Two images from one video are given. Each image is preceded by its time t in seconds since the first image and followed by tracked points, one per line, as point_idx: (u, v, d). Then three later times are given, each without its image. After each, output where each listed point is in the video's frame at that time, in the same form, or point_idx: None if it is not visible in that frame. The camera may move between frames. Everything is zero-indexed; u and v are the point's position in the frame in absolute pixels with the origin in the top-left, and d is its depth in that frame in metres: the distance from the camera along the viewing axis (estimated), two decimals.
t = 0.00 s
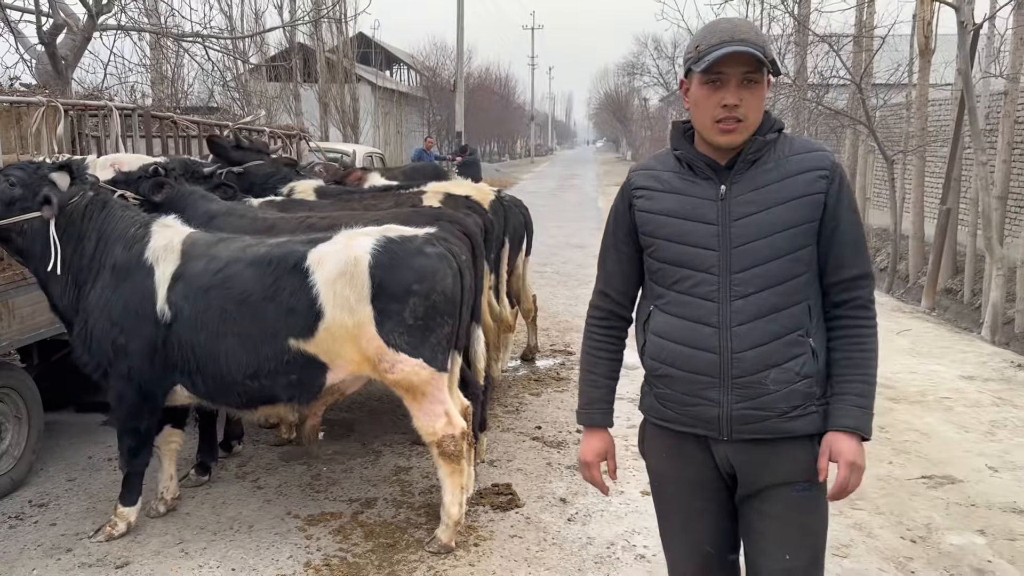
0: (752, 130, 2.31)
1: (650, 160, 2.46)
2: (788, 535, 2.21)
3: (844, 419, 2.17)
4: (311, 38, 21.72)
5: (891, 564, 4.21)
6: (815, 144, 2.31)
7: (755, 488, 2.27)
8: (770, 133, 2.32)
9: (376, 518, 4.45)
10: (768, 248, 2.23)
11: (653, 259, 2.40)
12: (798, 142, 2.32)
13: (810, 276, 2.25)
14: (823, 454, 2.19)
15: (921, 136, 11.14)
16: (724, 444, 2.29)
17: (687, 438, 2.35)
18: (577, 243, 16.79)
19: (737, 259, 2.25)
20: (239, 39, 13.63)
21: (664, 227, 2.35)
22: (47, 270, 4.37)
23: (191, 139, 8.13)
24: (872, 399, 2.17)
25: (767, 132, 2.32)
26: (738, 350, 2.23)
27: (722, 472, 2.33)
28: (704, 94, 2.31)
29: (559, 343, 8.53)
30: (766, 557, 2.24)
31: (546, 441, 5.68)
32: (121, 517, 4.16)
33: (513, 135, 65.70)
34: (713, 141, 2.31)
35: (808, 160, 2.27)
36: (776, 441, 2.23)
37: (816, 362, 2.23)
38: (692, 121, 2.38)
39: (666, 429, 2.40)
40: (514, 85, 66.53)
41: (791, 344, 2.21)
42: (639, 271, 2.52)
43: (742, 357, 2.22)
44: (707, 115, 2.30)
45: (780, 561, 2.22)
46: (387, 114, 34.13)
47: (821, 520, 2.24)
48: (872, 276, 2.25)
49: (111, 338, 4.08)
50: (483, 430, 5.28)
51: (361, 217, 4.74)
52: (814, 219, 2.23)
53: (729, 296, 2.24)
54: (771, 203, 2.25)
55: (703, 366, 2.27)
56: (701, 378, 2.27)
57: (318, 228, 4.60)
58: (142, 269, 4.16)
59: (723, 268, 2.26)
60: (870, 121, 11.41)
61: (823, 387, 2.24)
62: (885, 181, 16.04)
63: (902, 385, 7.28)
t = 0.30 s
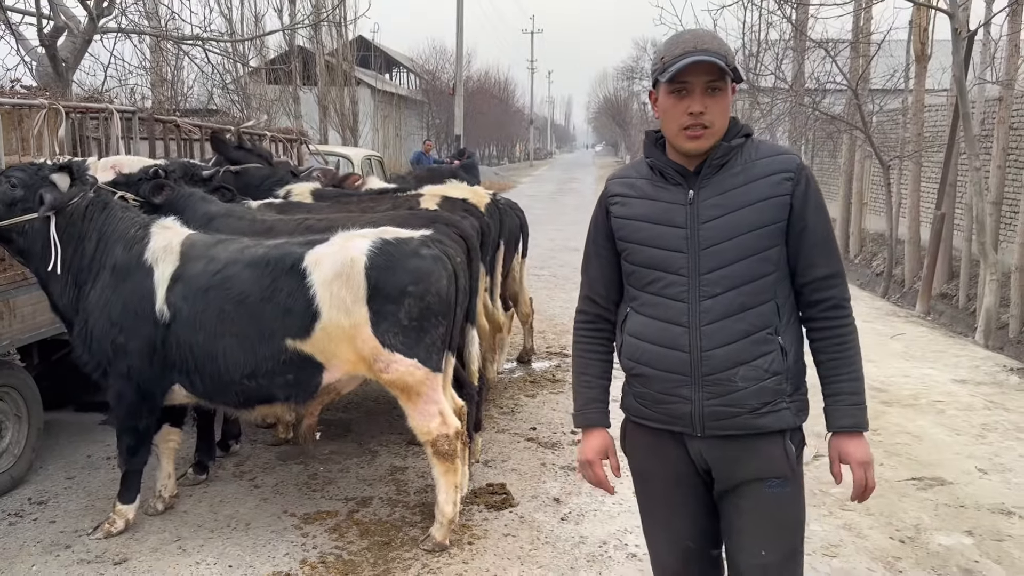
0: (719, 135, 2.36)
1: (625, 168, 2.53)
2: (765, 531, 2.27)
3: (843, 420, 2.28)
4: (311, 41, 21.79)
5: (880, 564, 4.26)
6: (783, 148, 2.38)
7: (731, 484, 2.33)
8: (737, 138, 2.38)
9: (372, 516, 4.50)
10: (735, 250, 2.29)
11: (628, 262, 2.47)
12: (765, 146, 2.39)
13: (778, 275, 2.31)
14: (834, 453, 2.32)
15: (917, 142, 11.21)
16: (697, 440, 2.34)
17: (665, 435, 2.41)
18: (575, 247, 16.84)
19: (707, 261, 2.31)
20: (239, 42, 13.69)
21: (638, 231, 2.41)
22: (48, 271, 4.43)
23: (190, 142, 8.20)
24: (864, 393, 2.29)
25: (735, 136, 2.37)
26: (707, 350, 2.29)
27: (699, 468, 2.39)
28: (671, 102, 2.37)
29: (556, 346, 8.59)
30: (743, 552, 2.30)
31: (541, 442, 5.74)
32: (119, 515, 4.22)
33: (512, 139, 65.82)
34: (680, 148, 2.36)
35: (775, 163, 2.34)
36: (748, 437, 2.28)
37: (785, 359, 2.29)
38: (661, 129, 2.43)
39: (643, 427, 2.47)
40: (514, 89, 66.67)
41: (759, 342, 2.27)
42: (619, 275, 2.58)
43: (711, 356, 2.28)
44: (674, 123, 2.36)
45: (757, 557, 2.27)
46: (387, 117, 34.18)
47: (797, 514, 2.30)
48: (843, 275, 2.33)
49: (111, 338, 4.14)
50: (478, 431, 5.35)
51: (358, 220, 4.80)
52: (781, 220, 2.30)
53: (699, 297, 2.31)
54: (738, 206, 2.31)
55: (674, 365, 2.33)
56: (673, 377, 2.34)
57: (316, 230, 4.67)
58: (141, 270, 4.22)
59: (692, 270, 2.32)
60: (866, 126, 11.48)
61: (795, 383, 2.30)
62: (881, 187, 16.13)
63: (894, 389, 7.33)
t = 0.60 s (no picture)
0: (704, 149, 2.41)
1: (611, 180, 2.57)
2: (752, 534, 2.28)
3: (808, 427, 2.28)
4: (315, 46, 21.87)
5: (879, 570, 4.28)
6: (765, 159, 2.41)
7: (715, 484, 2.36)
8: (720, 150, 2.42)
9: (374, 521, 4.53)
10: (720, 260, 2.32)
11: (615, 274, 2.50)
12: (747, 157, 2.42)
13: (763, 284, 2.34)
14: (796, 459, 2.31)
15: (919, 149, 11.24)
16: (687, 447, 2.38)
17: (655, 444, 2.45)
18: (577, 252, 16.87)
19: (693, 272, 2.34)
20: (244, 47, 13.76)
21: (625, 243, 2.45)
22: (55, 277, 4.47)
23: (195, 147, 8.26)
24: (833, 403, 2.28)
25: (717, 149, 2.42)
26: (692, 359, 2.32)
27: (687, 473, 2.42)
28: (658, 116, 2.41)
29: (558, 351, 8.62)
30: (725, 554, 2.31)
31: (542, 447, 5.76)
32: (124, 518, 4.25)
33: (514, 144, 65.90)
34: (666, 161, 2.41)
35: (757, 175, 2.37)
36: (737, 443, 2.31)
37: (771, 367, 2.32)
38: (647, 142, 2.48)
39: (634, 436, 2.51)
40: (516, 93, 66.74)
41: (744, 351, 2.30)
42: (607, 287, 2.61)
43: (697, 365, 2.32)
44: (660, 136, 2.40)
45: (737, 557, 2.28)
46: (390, 122, 34.24)
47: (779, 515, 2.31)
48: (824, 282, 2.34)
49: (117, 343, 4.18)
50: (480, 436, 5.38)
51: (362, 226, 4.85)
52: (764, 230, 2.33)
53: (685, 308, 2.34)
54: (721, 217, 2.34)
55: (661, 375, 2.36)
56: (660, 387, 2.37)
57: (321, 236, 4.72)
58: (147, 276, 4.26)
59: (678, 282, 2.35)
60: (868, 134, 11.51)
61: (780, 389, 2.33)
62: (883, 193, 16.15)
63: (895, 396, 7.35)
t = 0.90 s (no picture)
0: (705, 159, 2.37)
1: (613, 190, 2.56)
2: (728, 548, 2.28)
3: (812, 446, 2.25)
4: (324, 51, 21.97)
5: None
6: (770, 169, 2.36)
7: (705, 494, 2.37)
8: (722, 162, 2.38)
9: (385, 523, 4.55)
10: (719, 278, 2.30)
11: (614, 288, 2.51)
12: (750, 168, 2.38)
13: (764, 301, 2.32)
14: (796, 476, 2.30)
15: (929, 154, 11.21)
16: (683, 462, 2.39)
17: (655, 459, 2.46)
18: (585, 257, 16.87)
19: (691, 289, 2.33)
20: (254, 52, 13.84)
21: (624, 257, 2.45)
22: (69, 280, 4.52)
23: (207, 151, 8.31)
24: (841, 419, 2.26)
25: (719, 160, 2.38)
26: (691, 378, 2.32)
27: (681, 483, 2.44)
28: (657, 126, 2.37)
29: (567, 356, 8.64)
30: (698, 561, 2.32)
31: (551, 451, 5.78)
32: (136, 519, 4.29)
33: (522, 148, 65.94)
34: (667, 172, 2.37)
35: (759, 188, 2.33)
36: (736, 463, 2.30)
37: (771, 386, 2.31)
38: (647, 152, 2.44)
39: (633, 447, 2.52)
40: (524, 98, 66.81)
41: (744, 371, 2.29)
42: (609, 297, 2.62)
43: (695, 384, 2.32)
44: (660, 147, 2.36)
45: (707, 567, 2.29)
46: (398, 126, 34.33)
47: (761, 533, 2.31)
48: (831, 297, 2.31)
49: (131, 345, 4.21)
50: (489, 439, 5.41)
51: (373, 230, 4.88)
52: (766, 247, 2.29)
53: (683, 326, 2.34)
54: (722, 232, 2.32)
55: (659, 393, 2.37)
56: (659, 404, 2.38)
57: (333, 239, 4.76)
58: (161, 279, 4.30)
59: (676, 299, 2.35)
60: (878, 138, 11.48)
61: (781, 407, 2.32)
62: (893, 198, 16.10)
63: (905, 401, 7.33)
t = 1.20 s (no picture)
0: (737, 165, 2.25)
1: (632, 179, 2.47)
2: None
3: (825, 492, 2.18)
4: (339, 54, 22.08)
5: None
6: (803, 185, 2.23)
7: (700, 524, 2.32)
8: (754, 171, 2.25)
9: (401, 524, 4.57)
10: (726, 294, 2.21)
11: (619, 286, 2.44)
12: (783, 180, 2.25)
13: (773, 326, 2.23)
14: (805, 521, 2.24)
15: (947, 157, 11.13)
16: (671, 480, 2.34)
17: (642, 471, 2.41)
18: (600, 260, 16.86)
19: (696, 301, 2.24)
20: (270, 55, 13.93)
21: (631, 255, 2.37)
22: (90, 280, 4.56)
23: (224, 153, 8.38)
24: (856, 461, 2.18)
25: (752, 168, 2.26)
26: (686, 397, 2.25)
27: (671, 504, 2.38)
28: (692, 122, 2.24)
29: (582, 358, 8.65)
30: None
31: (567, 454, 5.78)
32: (156, 519, 4.33)
33: (536, 150, 65.93)
34: (695, 173, 2.26)
35: (787, 205, 2.20)
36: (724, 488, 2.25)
37: (770, 416, 2.23)
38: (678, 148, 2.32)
39: (623, 455, 2.47)
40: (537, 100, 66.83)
41: (743, 397, 2.22)
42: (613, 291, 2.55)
43: (690, 404, 2.24)
44: (692, 146, 2.24)
45: None
46: (412, 128, 34.43)
47: (758, 566, 2.28)
48: (851, 333, 2.19)
49: (151, 346, 4.25)
50: (506, 441, 5.42)
51: (391, 233, 4.91)
52: (784, 271, 2.19)
53: (682, 340, 2.25)
54: (738, 246, 2.21)
55: (652, 406, 2.31)
56: (651, 418, 2.32)
57: (351, 242, 4.80)
58: (181, 280, 4.34)
59: (679, 310, 2.26)
60: (895, 141, 11.40)
61: (780, 438, 2.25)
62: (909, 201, 16.00)
63: (922, 406, 7.28)
